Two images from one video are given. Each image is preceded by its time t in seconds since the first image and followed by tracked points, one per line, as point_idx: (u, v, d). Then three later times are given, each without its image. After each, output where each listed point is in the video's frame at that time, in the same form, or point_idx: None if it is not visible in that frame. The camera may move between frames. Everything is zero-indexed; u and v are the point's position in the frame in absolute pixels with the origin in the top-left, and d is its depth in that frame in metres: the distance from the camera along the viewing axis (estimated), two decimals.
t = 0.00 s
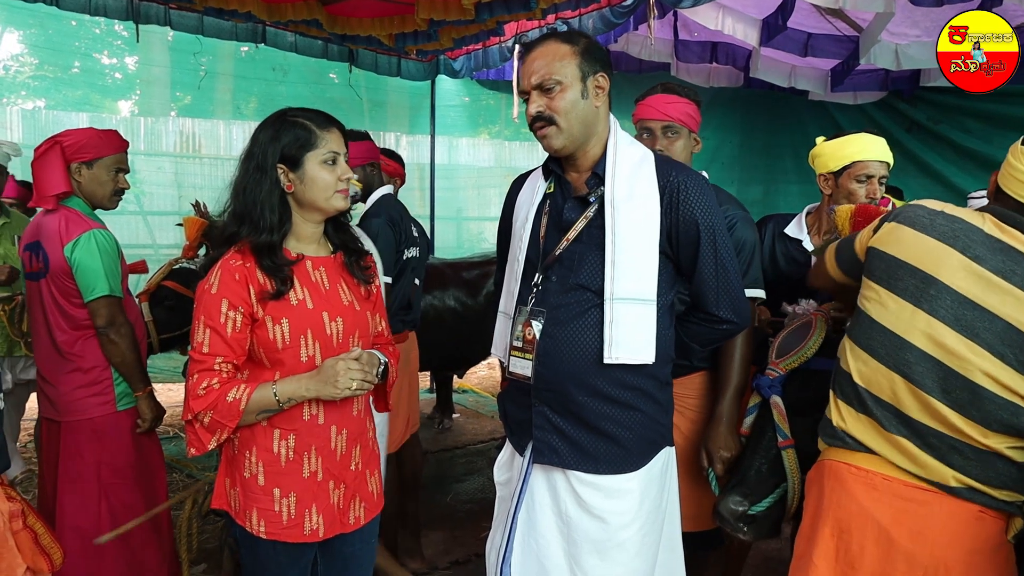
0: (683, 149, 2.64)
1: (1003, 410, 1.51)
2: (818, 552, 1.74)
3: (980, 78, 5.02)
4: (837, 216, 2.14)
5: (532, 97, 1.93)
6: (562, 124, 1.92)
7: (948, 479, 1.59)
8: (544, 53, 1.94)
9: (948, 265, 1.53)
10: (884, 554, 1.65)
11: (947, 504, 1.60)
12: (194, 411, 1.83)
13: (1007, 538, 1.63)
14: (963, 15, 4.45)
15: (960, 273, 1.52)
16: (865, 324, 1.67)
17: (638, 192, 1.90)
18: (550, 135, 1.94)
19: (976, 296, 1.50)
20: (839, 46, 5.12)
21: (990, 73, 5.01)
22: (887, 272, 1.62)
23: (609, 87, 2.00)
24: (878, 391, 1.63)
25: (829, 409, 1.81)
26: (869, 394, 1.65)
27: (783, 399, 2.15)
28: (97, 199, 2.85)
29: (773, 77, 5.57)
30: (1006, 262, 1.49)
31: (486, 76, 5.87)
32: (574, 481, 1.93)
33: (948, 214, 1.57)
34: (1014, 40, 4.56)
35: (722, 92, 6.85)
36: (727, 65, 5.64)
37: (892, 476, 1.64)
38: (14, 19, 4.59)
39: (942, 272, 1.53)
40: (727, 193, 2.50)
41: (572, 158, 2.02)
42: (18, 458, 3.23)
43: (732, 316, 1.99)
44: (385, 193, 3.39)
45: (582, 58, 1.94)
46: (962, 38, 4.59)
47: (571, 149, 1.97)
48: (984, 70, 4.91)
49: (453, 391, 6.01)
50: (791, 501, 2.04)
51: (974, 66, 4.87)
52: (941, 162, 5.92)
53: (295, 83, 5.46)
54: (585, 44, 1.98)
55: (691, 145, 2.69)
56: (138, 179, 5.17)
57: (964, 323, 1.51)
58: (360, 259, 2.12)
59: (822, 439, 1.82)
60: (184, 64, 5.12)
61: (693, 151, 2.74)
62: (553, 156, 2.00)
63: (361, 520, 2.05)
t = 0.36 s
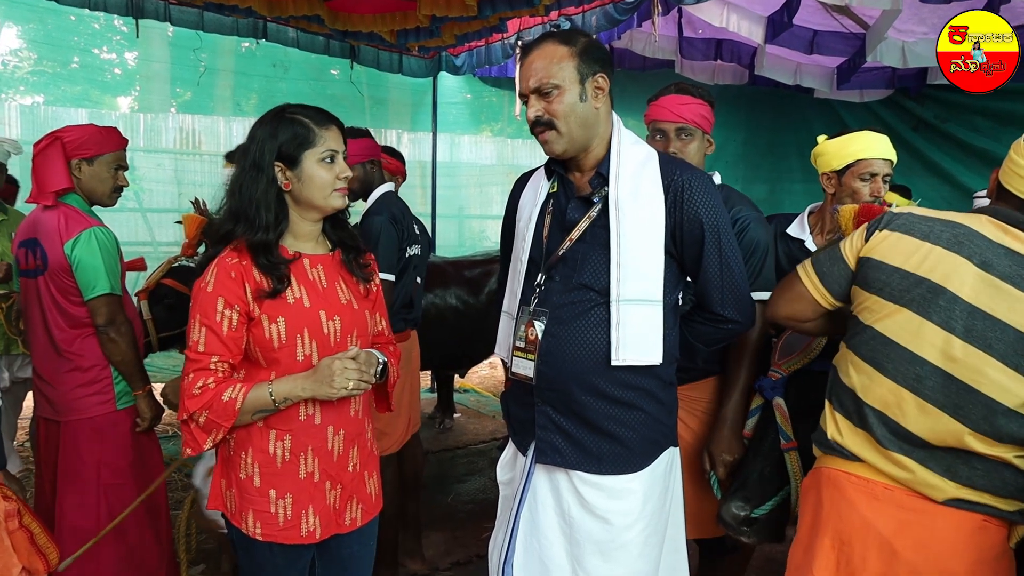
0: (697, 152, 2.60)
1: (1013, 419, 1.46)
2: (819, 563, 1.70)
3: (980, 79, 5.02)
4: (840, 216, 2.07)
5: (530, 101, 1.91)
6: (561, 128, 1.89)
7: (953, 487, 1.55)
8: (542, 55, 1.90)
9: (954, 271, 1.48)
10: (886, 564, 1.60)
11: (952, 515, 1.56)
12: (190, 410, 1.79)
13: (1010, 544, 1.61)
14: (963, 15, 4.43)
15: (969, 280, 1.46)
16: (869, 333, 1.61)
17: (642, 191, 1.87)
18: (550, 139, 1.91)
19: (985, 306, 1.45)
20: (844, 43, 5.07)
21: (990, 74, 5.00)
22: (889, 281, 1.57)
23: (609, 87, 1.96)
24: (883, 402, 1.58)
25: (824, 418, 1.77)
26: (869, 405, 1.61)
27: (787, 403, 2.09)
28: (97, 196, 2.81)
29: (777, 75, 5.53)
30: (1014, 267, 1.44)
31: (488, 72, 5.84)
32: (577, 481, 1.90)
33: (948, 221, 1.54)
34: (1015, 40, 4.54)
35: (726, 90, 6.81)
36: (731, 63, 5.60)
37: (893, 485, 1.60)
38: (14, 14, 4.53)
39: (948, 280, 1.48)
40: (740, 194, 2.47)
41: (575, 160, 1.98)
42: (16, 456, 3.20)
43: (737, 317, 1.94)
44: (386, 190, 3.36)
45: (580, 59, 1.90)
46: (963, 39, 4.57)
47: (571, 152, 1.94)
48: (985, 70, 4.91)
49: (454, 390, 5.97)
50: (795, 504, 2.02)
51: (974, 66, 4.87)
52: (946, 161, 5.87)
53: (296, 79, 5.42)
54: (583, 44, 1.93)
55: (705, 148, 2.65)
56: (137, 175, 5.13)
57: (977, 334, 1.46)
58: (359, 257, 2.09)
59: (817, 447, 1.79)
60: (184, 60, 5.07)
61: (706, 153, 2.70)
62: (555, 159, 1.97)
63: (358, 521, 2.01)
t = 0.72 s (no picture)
0: (690, 146, 2.58)
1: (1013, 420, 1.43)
2: None
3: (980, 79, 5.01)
4: (841, 214, 2.05)
5: (535, 97, 1.87)
6: (566, 123, 1.86)
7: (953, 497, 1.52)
8: (546, 50, 1.87)
9: (950, 271, 1.45)
10: None
11: (954, 524, 1.53)
12: (188, 411, 1.77)
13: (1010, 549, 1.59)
14: (963, 14, 4.43)
15: (965, 279, 1.44)
16: (866, 334, 1.57)
17: (644, 189, 1.84)
18: (555, 136, 1.87)
19: (982, 305, 1.43)
20: (849, 39, 5.01)
21: (989, 74, 4.99)
22: (884, 282, 1.54)
23: (612, 84, 1.93)
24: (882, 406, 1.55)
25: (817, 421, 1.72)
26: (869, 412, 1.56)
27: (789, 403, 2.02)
28: (93, 200, 2.81)
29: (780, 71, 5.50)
30: (1010, 265, 1.42)
31: (489, 70, 5.81)
32: (578, 481, 1.87)
33: (940, 217, 1.51)
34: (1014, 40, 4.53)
35: (729, 86, 6.76)
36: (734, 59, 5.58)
37: (893, 496, 1.56)
38: (12, 12, 4.43)
39: (945, 279, 1.46)
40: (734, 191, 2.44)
41: (577, 159, 1.96)
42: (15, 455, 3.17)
43: (739, 314, 1.91)
44: (386, 188, 3.33)
45: (582, 55, 1.88)
46: (962, 38, 4.58)
47: (576, 149, 1.91)
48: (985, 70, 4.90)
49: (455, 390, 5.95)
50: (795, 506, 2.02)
51: (975, 66, 4.88)
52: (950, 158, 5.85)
53: (295, 77, 5.40)
54: (586, 39, 1.91)
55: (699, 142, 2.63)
56: (137, 174, 5.14)
57: (973, 335, 1.43)
58: (359, 256, 2.07)
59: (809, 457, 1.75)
60: (182, 58, 4.99)
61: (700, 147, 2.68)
62: (560, 156, 1.93)
63: (360, 523, 1.99)
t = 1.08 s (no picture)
0: (675, 142, 2.57)
1: (999, 403, 1.43)
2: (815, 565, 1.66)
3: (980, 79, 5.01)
4: (841, 214, 2.06)
5: (539, 93, 1.86)
6: (569, 121, 1.85)
7: (950, 484, 1.50)
8: (550, 47, 1.87)
9: (941, 258, 1.47)
10: (883, 569, 1.56)
11: (948, 515, 1.51)
12: (191, 411, 1.77)
13: (1007, 546, 1.57)
14: (963, 14, 4.43)
15: (954, 267, 1.46)
16: (861, 325, 1.58)
17: (644, 188, 1.84)
18: (557, 133, 1.87)
19: (970, 290, 1.44)
20: (849, 38, 5.01)
21: (989, 74, 4.99)
22: (880, 270, 1.56)
23: (615, 82, 1.93)
24: (877, 397, 1.54)
25: (819, 412, 1.72)
26: (868, 400, 1.56)
27: (787, 403, 2.05)
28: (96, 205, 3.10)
29: (780, 71, 5.49)
30: (999, 255, 1.43)
31: (489, 69, 5.82)
32: (578, 480, 1.87)
33: (938, 212, 1.53)
34: (1014, 40, 4.54)
35: (729, 86, 6.76)
36: (734, 58, 5.58)
37: (891, 488, 1.55)
38: (12, 13, 4.41)
39: (935, 267, 1.47)
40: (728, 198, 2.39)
41: (577, 158, 1.96)
42: (16, 458, 3.17)
43: (739, 314, 1.91)
44: (386, 188, 3.33)
45: (588, 53, 1.88)
46: (962, 38, 4.58)
47: (579, 146, 1.90)
48: (984, 70, 4.90)
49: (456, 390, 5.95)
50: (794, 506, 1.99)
51: (975, 67, 4.88)
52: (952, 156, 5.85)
53: (295, 78, 5.40)
54: (591, 38, 1.91)
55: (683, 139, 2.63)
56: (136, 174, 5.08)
57: (959, 318, 1.44)
58: (359, 257, 2.06)
59: (811, 446, 1.73)
60: (183, 59, 4.99)
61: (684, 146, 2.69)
62: (561, 153, 1.93)
63: (361, 522, 1.99)
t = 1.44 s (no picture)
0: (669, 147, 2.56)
1: (993, 401, 1.42)
2: (810, 558, 1.67)
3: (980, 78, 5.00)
4: (839, 213, 2.07)
5: (537, 93, 1.86)
6: (568, 121, 1.85)
7: (941, 479, 1.50)
8: (548, 48, 1.87)
9: (938, 259, 1.47)
10: (874, 562, 1.57)
11: (940, 510, 1.51)
12: (192, 411, 1.77)
13: (1005, 546, 1.54)
14: (964, 14, 4.43)
15: (951, 267, 1.45)
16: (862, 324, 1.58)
17: (643, 187, 1.84)
18: (556, 132, 1.87)
19: (968, 291, 1.43)
20: (849, 38, 5.01)
21: (989, 74, 4.99)
22: (880, 270, 1.57)
23: (615, 82, 1.93)
24: (875, 395, 1.55)
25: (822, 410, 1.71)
26: (866, 397, 1.57)
27: (787, 398, 2.06)
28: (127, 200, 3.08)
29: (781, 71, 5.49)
30: (999, 256, 1.42)
31: (490, 69, 5.83)
32: (577, 480, 1.87)
33: (940, 215, 1.52)
34: (1014, 40, 4.53)
35: (729, 86, 6.76)
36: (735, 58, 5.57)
37: (885, 482, 1.55)
38: (13, 14, 4.41)
39: (932, 267, 1.48)
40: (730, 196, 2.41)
41: (576, 157, 1.96)
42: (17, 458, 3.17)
43: (739, 313, 1.90)
44: (387, 189, 3.33)
45: (587, 53, 1.87)
46: (962, 38, 4.58)
47: (578, 146, 1.90)
48: (984, 70, 4.90)
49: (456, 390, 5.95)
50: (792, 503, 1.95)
51: (974, 66, 4.88)
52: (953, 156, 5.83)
53: (295, 78, 5.40)
54: (590, 38, 1.91)
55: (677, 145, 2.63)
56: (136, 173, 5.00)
57: (955, 317, 1.44)
58: (359, 256, 2.06)
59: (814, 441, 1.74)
60: (183, 59, 4.99)
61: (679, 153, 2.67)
62: (560, 153, 1.93)
63: (362, 521, 1.99)
